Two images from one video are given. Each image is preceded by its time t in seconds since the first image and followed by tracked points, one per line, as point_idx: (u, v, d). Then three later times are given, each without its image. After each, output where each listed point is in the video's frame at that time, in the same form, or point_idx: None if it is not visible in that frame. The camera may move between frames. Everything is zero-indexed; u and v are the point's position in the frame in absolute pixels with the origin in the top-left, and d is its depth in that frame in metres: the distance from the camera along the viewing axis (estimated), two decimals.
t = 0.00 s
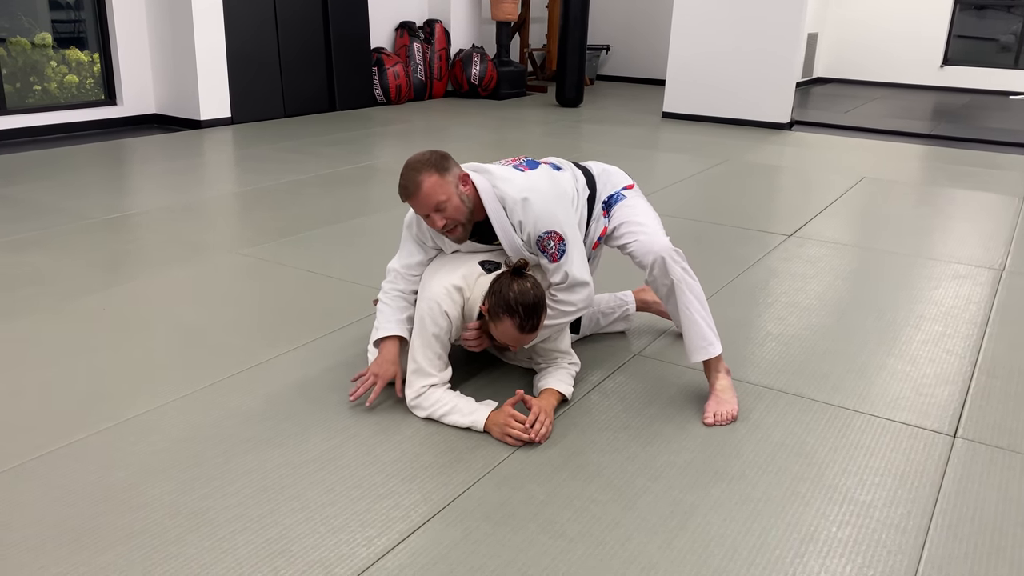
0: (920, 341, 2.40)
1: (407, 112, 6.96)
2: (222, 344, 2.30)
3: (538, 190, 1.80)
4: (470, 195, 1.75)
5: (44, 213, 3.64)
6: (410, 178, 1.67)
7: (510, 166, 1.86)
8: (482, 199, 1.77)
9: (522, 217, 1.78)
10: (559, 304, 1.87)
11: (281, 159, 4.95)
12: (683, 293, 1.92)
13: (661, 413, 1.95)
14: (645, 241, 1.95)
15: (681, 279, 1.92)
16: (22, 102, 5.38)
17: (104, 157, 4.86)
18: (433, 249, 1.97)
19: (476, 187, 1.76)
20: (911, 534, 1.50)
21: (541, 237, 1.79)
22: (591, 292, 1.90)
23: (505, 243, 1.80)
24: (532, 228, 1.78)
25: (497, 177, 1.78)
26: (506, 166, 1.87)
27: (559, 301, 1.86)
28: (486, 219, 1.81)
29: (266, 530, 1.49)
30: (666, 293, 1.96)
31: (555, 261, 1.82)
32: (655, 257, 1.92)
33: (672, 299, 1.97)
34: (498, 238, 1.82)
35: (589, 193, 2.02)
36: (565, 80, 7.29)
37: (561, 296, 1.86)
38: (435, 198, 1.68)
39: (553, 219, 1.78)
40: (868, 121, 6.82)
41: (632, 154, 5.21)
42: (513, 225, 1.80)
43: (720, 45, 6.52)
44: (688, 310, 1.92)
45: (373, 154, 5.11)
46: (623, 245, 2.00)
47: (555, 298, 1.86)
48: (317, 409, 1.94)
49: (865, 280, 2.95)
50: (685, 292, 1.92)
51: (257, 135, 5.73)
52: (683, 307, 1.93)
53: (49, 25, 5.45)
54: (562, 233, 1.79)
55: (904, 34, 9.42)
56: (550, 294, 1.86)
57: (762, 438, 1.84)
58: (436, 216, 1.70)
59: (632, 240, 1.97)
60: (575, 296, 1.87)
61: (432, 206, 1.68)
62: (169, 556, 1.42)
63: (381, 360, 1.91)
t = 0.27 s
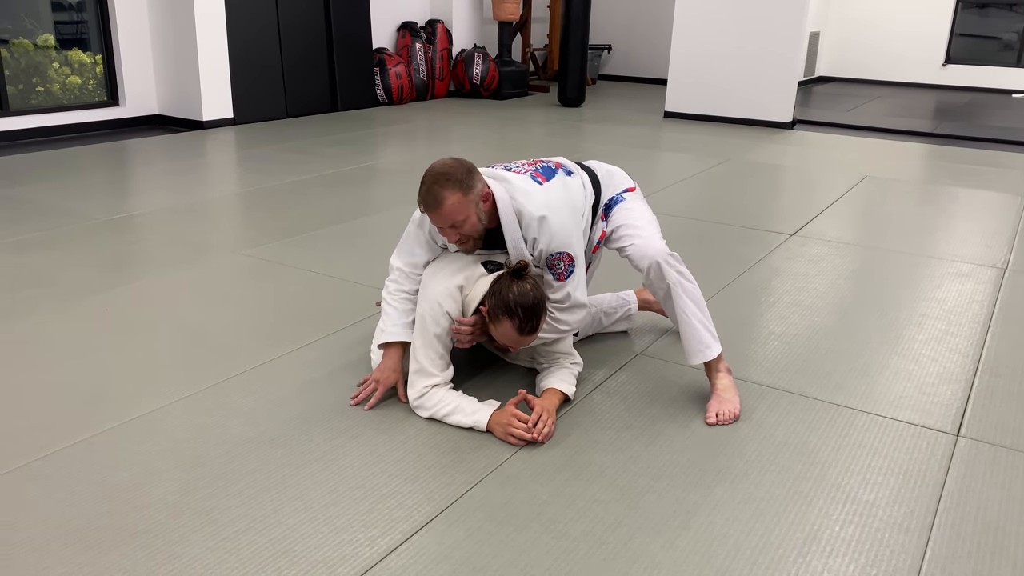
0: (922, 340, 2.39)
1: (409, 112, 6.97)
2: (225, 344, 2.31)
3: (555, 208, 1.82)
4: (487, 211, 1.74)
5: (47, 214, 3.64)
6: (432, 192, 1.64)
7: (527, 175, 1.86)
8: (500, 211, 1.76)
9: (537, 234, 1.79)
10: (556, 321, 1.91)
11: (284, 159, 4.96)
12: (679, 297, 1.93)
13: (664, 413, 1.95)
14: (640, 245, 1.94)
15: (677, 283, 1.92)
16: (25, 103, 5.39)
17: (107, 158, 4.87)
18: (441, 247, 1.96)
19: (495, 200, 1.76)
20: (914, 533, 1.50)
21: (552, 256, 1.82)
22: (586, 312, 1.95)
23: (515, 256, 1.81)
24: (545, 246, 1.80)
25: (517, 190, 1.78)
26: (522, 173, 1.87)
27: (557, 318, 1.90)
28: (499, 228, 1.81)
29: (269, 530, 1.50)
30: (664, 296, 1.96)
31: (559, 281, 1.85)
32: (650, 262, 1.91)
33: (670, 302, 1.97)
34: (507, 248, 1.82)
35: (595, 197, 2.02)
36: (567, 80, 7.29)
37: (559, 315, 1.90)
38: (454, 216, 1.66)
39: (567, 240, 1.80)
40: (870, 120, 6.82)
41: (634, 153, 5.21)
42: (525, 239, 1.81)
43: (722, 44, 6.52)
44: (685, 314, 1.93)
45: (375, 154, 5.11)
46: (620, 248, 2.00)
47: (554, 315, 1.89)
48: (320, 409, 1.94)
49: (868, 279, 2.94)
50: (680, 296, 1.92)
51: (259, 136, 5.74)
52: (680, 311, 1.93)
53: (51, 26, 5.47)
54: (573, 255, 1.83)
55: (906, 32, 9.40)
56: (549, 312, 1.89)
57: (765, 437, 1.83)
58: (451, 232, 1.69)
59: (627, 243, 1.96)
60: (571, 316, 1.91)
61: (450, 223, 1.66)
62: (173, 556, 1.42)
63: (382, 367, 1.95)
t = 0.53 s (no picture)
0: (924, 339, 2.39)
1: (410, 111, 6.97)
2: (226, 345, 2.30)
3: (560, 218, 1.82)
4: (492, 220, 1.74)
5: (47, 215, 3.64)
6: (443, 202, 1.63)
7: (533, 181, 1.85)
8: (505, 220, 1.76)
9: (539, 244, 1.79)
10: (549, 331, 1.91)
11: (284, 159, 4.96)
12: (678, 300, 1.92)
13: (666, 412, 1.95)
14: (638, 248, 1.93)
15: (675, 286, 1.91)
16: (25, 104, 5.40)
17: (107, 158, 4.88)
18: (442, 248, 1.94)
19: (501, 208, 1.76)
20: (916, 532, 1.50)
21: (551, 267, 1.82)
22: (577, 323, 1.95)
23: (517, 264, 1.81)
24: (546, 256, 1.80)
25: (523, 198, 1.78)
26: (528, 178, 1.86)
27: (550, 327, 1.90)
28: (502, 233, 1.81)
29: (271, 530, 1.50)
30: (663, 299, 1.96)
31: (555, 291, 1.86)
32: (648, 265, 1.91)
33: (669, 304, 1.96)
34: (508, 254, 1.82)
35: (598, 201, 2.02)
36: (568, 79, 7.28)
37: (553, 325, 1.90)
38: (462, 226, 1.65)
39: (568, 253, 1.81)
40: (871, 118, 6.81)
41: (635, 153, 5.21)
42: (527, 247, 1.81)
43: (723, 43, 6.52)
44: (684, 316, 1.92)
45: (376, 154, 5.11)
46: (619, 250, 1.99)
47: (548, 324, 1.90)
48: (322, 409, 1.94)
49: (869, 277, 2.94)
50: (679, 299, 1.92)
51: (260, 136, 5.74)
52: (679, 313, 1.93)
53: (52, 27, 5.47)
54: (572, 268, 1.83)
55: (907, 30, 9.39)
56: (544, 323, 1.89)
57: (767, 436, 1.83)
58: (458, 241, 1.69)
59: (626, 246, 1.96)
60: (562, 327, 1.91)
61: (457, 233, 1.66)
62: (175, 556, 1.42)
63: (381, 370, 1.95)
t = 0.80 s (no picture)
0: (925, 337, 2.39)
1: (410, 112, 6.97)
2: (227, 346, 2.31)
3: (545, 200, 1.80)
4: (475, 204, 1.74)
5: (48, 216, 3.65)
6: (418, 185, 1.66)
7: (519, 171, 1.86)
8: (488, 206, 1.77)
9: (525, 227, 1.78)
10: (554, 316, 1.88)
11: (284, 160, 4.96)
12: (682, 296, 1.92)
13: (667, 411, 1.95)
14: (644, 246, 1.93)
15: (680, 283, 1.91)
16: (25, 105, 5.40)
17: (107, 160, 4.88)
18: (439, 247, 1.96)
19: (483, 194, 1.76)
20: (917, 530, 1.50)
21: (543, 249, 1.80)
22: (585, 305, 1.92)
23: (507, 251, 1.81)
24: (535, 239, 1.79)
25: (505, 185, 1.79)
26: (514, 170, 1.87)
27: (554, 312, 1.87)
28: (490, 223, 1.82)
29: (272, 531, 1.50)
30: (667, 296, 1.95)
31: (553, 274, 1.82)
32: (653, 262, 1.91)
33: (673, 302, 1.96)
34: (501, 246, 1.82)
35: (596, 197, 2.02)
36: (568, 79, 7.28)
37: (558, 308, 1.87)
38: (439, 210, 1.67)
39: (556, 232, 1.78)
40: (871, 116, 6.81)
41: (635, 152, 5.21)
42: (516, 234, 1.80)
43: (723, 42, 6.51)
44: (688, 314, 1.92)
45: (376, 154, 5.11)
46: (623, 248, 2.00)
47: (552, 309, 1.87)
48: (322, 409, 1.94)
49: (869, 275, 2.94)
50: (683, 296, 1.92)
51: (260, 136, 5.74)
52: (683, 310, 1.93)
53: (51, 28, 5.47)
54: (564, 246, 1.80)
55: (906, 29, 9.39)
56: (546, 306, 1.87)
57: (767, 435, 1.83)
58: (438, 226, 1.70)
59: (631, 243, 1.96)
60: (569, 309, 1.88)
61: (436, 217, 1.68)
62: (177, 557, 1.42)
63: (385, 366, 1.93)
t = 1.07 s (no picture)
0: (924, 335, 2.39)
1: (409, 112, 6.97)
2: (227, 347, 2.31)
3: (537, 196, 1.80)
4: (466, 201, 1.75)
5: (48, 218, 3.65)
6: (406, 183, 1.67)
7: (512, 169, 1.86)
8: (480, 203, 1.77)
9: (519, 223, 1.78)
10: (553, 310, 1.87)
11: (284, 160, 4.96)
12: (682, 294, 1.92)
13: (667, 410, 1.95)
14: (643, 243, 1.93)
15: (680, 280, 1.91)
16: (25, 107, 5.41)
17: (107, 161, 4.88)
18: (436, 247, 1.96)
19: (475, 191, 1.77)
20: (917, 528, 1.50)
21: (538, 244, 1.80)
22: (585, 299, 1.91)
23: (503, 248, 1.81)
24: (529, 234, 1.79)
25: (497, 181, 1.79)
26: (507, 168, 1.88)
27: (553, 306, 1.86)
28: (485, 221, 1.82)
29: (272, 532, 1.50)
30: (667, 294, 1.96)
31: (549, 269, 1.82)
32: (653, 260, 1.91)
33: (672, 300, 1.96)
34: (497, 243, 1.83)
35: (593, 195, 2.02)
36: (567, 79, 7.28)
37: (556, 302, 1.86)
38: (429, 205, 1.68)
39: (550, 226, 1.78)
40: (870, 115, 6.81)
41: (634, 151, 5.21)
42: (511, 230, 1.80)
43: (722, 41, 6.51)
44: (688, 311, 1.93)
45: (375, 154, 5.11)
46: (623, 247, 2.00)
47: (551, 303, 1.86)
48: (322, 410, 1.94)
49: (869, 274, 2.94)
50: (683, 293, 1.92)
51: (259, 137, 5.74)
52: (683, 308, 1.93)
53: (51, 30, 5.47)
54: (559, 241, 1.80)
55: (906, 27, 9.39)
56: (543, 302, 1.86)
57: (767, 434, 1.83)
58: (428, 222, 1.71)
59: (631, 241, 1.96)
60: (568, 303, 1.87)
61: (425, 214, 1.69)
62: (178, 558, 1.43)
63: (386, 370, 1.93)
